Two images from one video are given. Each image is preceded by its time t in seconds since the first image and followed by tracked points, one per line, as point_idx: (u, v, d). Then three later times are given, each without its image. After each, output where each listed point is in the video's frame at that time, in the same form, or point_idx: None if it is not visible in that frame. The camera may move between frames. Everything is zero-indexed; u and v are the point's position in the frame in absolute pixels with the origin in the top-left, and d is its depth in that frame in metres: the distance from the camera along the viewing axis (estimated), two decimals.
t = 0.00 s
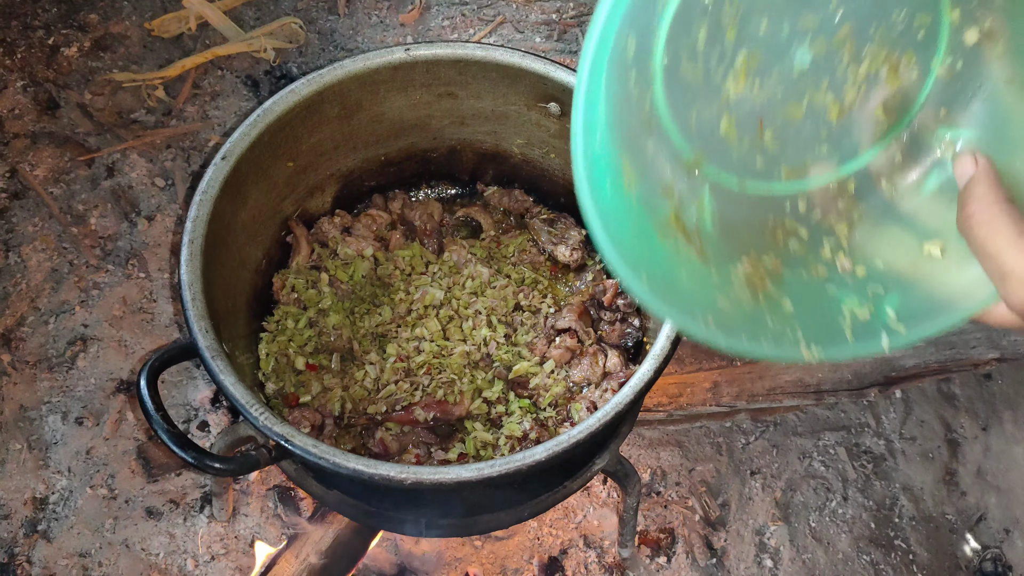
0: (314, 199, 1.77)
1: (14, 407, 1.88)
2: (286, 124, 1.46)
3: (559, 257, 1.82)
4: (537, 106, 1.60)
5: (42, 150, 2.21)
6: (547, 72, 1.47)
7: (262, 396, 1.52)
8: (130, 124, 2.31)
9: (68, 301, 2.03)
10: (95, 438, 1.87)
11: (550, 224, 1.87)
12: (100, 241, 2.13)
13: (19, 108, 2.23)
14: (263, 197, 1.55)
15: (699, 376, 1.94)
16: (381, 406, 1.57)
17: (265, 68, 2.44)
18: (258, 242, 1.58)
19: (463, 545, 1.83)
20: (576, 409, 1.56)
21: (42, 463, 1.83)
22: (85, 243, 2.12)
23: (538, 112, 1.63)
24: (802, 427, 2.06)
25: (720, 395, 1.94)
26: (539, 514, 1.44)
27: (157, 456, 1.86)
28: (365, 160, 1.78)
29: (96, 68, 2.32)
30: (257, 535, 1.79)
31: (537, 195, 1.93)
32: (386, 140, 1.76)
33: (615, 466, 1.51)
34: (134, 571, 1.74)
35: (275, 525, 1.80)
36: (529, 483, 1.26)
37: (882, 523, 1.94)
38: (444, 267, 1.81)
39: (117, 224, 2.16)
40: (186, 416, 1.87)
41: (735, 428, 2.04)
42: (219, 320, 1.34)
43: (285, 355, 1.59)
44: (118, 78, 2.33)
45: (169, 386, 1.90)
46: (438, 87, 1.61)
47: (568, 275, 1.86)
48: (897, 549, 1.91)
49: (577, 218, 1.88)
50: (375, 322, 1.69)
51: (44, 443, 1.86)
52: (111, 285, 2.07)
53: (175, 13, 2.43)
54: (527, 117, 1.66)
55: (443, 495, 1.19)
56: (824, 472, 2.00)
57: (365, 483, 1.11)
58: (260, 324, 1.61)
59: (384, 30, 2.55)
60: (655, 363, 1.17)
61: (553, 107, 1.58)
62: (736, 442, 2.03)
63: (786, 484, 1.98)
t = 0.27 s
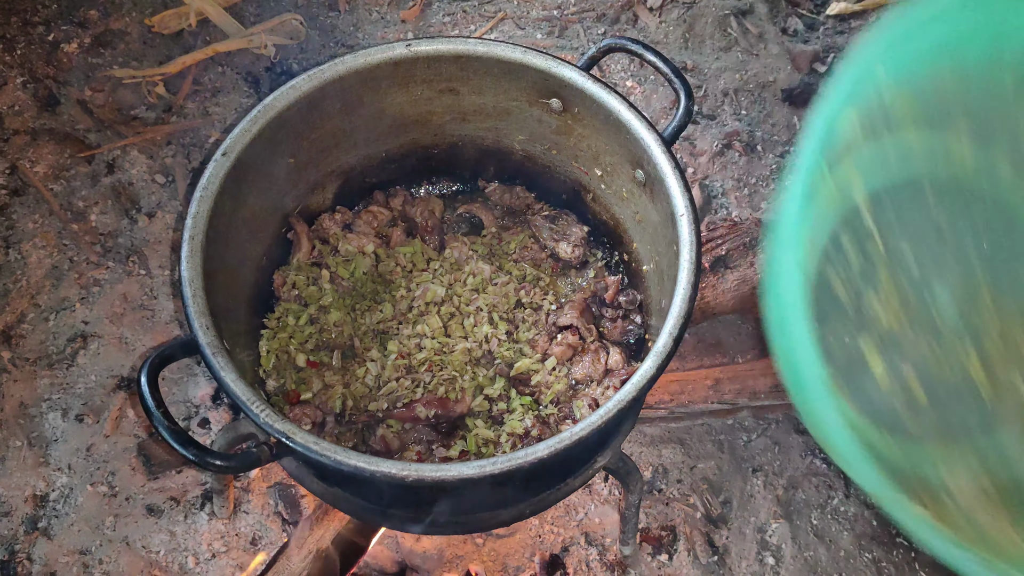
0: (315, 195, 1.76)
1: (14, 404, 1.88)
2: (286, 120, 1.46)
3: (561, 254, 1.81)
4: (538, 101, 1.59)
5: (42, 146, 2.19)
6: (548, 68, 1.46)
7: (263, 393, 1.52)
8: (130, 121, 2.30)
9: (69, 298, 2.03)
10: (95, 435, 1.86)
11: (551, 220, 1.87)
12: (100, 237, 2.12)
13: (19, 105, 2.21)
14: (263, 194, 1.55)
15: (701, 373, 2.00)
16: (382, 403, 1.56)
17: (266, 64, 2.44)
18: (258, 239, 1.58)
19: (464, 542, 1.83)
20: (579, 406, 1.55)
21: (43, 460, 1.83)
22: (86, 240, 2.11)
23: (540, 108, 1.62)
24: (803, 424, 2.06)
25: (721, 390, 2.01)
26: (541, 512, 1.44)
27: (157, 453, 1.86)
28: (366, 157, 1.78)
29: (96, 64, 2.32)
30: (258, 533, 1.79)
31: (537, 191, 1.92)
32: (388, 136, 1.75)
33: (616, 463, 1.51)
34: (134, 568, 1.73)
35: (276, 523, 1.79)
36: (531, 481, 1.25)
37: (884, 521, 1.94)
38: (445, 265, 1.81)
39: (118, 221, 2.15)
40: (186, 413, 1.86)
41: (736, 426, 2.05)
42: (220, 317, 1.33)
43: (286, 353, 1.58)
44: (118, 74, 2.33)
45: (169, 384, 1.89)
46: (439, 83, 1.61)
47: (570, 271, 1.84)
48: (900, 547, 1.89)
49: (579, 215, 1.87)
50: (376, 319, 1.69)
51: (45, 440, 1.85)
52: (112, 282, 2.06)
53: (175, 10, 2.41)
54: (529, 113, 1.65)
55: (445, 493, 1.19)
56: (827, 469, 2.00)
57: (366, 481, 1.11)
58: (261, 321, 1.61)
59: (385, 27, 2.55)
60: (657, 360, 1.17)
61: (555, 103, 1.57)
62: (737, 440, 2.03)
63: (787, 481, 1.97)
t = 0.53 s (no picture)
0: (314, 194, 1.75)
1: (12, 404, 1.87)
2: (285, 118, 1.45)
3: (561, 253, 1.80)
4: (538, 100, 1.58)
5: (39, 144, 2.18)
6: (549, 66, 1.45)
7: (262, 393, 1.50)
8: (129, 119, 2.29)
9: (67, 297, 2.02)
10: (93, 434, 1.85)
11: (551, 220, 1.85)
12: (98, 236, 2.11)
13: (16, 102, 2.19)
14: (262, 192, 1.54)
15: (701, 374, 1.94)
16: (382, 403, 1.55)
17: (265, 63, 2.43)
18: (257, 238, 1.57)
19: (464, 542, 1.82)
20: (580, 407, 1.54)
21: (41, 460, 1.82)
22: (84, 238, 2.10)
23: (540, 107, 1.61)
24: (804, 424, 2.06)
25: (722, 392, 1.92)
26: (542, 513, 1.43)
27: (155, 453, 1.85)
28: (366, 156, 1.77)
29: (94, 62, 2.31)
30: (257, 533, 1.78)
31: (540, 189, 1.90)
32: (388, 135, 1.74)
33: (617, 464, 1.50)
34: (133, 569, 1.73)
35: (275, 523, 1.79)
36: (532, 482, 1.24)
37: (885, 521, 1.93)
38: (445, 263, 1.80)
39: (116, 219, 2.14)
40: (185, 412, 1.86)
41: (736, 426, 2.04)
42: (219, 316, 1.32)
43: (285, 353, 1.57)
44: (116, 72, 2.32)
45: (168, 383, 1.89)
46: (439, 82, 1.60)
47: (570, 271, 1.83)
48: (900, 548, 1.90)
49: (579, 212, 1.85)
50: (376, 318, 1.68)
51: (43, 439, 1.85)
52: (109, 281, 2.05)
53: (174, 7, 2.41)
54: (529, 112, 1.64)
55: (446, 494, 1.18)
56: (827, 469, 1.99)
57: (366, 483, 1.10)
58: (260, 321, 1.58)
59: (384, 25, 2.54)
60: (659, 360, 1.16)
61: (555, 102, 1.56)
62: (738, 440, 2.02)
63: (788, 481, 1.97)
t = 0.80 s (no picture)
0: (322, 190, 1.74)
1: (20, 399, 1.88)
2: (293, 113, 1.45)
3: (568, 252, 1.79)
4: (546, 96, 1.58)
5: (47, 140, 2.19)
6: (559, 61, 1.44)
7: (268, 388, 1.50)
8: (136, 115, 2.30)
9: (74, 292, 2.02)
10: (100, 430, 1.86)
11: (557, 218, 1.83)
12: (105, 232, 2.12)
13: (24, 98, 2.20)
14: (270, 187, 1.54)
15: (705, 372, 1.92)
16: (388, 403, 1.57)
17: (272, 59, 2.43)
18: (264, 234, 1.57)
19: (469, 540, 1.82)
20: (585, 406, 1.55)
21: (48, 455, 1.83)
22: (91, 234, 2.11)
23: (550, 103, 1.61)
24: (811, 423, 2.05)
25: (729, 390, 1.91)
26: (547, 511, 1.43)
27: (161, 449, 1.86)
28: (373, 152, 1.76)
29: (102, 58, 2.31)
30: (263, 529, 1.78)
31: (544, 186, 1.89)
32: (396, 130, 1.74)
33: (623, 462, 1.50)
34: (139, 564, 1.73)
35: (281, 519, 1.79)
36: (539, 481, 1.24)
37: (892, 521, 1.92)
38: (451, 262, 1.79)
39: (123, 215, 2.15)
40: (192, 409, 1.86)
41: (743, 424, 2.03)
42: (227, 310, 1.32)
43: (290, 350, 1.58)
44: (124, 68, 2.32)
45: (176, 378, 1.89)
46: (448, 77, 1.59)
47: (575, 270, 1.82)
48: (907, 548, 1.89)
49: (585, 211, 1.84)
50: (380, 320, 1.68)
51: (50, 434, 1.85)
52: (116, 277, 2.06)
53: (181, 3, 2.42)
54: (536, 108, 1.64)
55: (452, 492, 1.18)
56: (834, 469, 1.98)
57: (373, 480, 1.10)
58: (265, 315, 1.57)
59: (391, 21, 2.54)
60: (668, 360, 1.15)
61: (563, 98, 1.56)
62: (745, 439, 2.01)
63: (795, 480, 1.96)
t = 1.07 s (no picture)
0: (330, 186, 1.74)
1: (28, 392, 1.89)
2: (299, 109, 1.44)
3: (577, 248, 1.78)
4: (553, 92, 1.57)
5: (57, 134, 2.20)
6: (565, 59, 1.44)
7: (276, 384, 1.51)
8: (145, 110, 2.30)
9: (83, 286, 2.03)
10: (108, 424, 1.87)
11: (567, 214, 1.82)
12: (114, 226, 2.12)
13: (35, 92, 2.21)
14: (277, 184, 1.54)
15: (714, 370, 1.91)
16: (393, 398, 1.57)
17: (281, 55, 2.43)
18: (272, 230, 1.57)
19: (475, 537, 1.82)
20: (593, 402, 1.52)
21: (56, 448, 1.84)
22: (100, 228, 2.11)
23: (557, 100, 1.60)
24: (820, 423, 2.04)
25: (738, 389, 1.90)
26: (554, 509, 1.42)
27: (169, 444, 1.86)
28: (380, 148, 1.76)
29: (112, 53, 2.32)
30: (269, 524, 1.78)
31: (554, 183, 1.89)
32: (402, 127, 1.73)
33: (630, 460, 1.49)
34: (146, 558, 1.74)
35: (288, 514, 1.79)
36: (543, 477, 1.24)
37: (901, 522, 1.91)
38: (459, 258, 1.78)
39: (132, 209, 2.15)
40: (199, 403, 1.86)
41: (752, 423, 2.02)
42: (233, 307, 1.32)
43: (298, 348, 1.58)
44: (134, 63, 2.33)
45: (183, 373, 1.90)
46: (454, 74, 1.59)
47: (586, 266, 1.81)
48: (916, 549, 1.88)
49: (595, 208, 1.83)
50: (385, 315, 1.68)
51: (58, 428, 1.86)
52: (125, 271, 2.06)
53: None
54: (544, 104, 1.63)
55: (457, 488, 1.18)
56: (843, 469, 1.97)
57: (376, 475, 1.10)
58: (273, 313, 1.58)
59: (400, 17, 2.53)
60: (673, 356, 1.15)
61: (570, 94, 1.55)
62: (753, 438, 2.00)
63: (803, 480, 1.95)
